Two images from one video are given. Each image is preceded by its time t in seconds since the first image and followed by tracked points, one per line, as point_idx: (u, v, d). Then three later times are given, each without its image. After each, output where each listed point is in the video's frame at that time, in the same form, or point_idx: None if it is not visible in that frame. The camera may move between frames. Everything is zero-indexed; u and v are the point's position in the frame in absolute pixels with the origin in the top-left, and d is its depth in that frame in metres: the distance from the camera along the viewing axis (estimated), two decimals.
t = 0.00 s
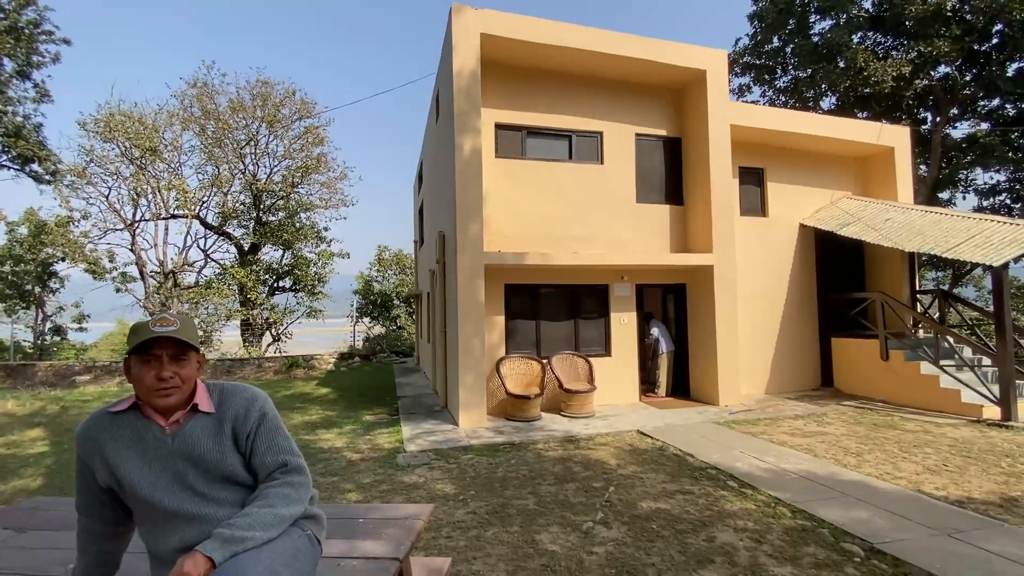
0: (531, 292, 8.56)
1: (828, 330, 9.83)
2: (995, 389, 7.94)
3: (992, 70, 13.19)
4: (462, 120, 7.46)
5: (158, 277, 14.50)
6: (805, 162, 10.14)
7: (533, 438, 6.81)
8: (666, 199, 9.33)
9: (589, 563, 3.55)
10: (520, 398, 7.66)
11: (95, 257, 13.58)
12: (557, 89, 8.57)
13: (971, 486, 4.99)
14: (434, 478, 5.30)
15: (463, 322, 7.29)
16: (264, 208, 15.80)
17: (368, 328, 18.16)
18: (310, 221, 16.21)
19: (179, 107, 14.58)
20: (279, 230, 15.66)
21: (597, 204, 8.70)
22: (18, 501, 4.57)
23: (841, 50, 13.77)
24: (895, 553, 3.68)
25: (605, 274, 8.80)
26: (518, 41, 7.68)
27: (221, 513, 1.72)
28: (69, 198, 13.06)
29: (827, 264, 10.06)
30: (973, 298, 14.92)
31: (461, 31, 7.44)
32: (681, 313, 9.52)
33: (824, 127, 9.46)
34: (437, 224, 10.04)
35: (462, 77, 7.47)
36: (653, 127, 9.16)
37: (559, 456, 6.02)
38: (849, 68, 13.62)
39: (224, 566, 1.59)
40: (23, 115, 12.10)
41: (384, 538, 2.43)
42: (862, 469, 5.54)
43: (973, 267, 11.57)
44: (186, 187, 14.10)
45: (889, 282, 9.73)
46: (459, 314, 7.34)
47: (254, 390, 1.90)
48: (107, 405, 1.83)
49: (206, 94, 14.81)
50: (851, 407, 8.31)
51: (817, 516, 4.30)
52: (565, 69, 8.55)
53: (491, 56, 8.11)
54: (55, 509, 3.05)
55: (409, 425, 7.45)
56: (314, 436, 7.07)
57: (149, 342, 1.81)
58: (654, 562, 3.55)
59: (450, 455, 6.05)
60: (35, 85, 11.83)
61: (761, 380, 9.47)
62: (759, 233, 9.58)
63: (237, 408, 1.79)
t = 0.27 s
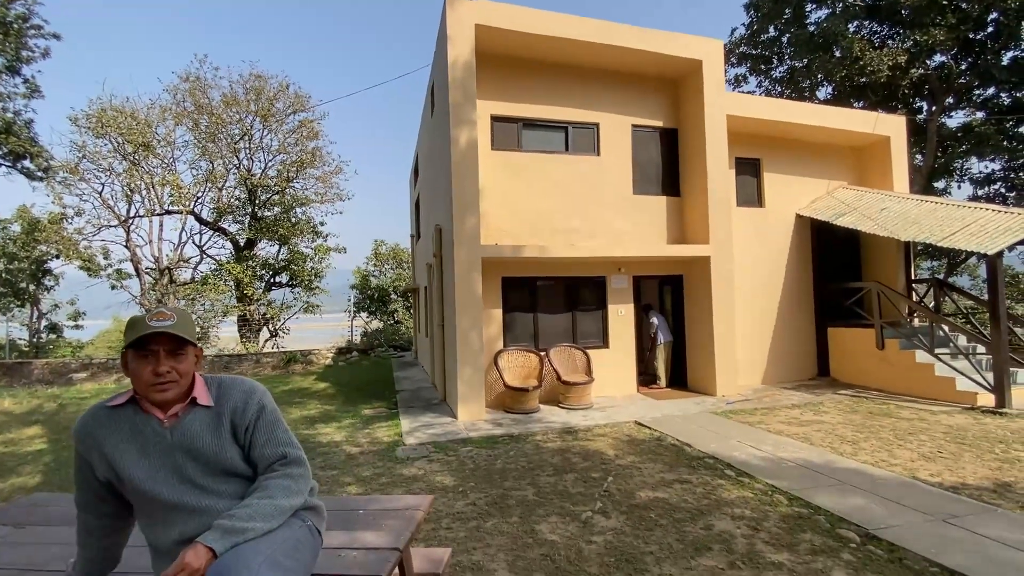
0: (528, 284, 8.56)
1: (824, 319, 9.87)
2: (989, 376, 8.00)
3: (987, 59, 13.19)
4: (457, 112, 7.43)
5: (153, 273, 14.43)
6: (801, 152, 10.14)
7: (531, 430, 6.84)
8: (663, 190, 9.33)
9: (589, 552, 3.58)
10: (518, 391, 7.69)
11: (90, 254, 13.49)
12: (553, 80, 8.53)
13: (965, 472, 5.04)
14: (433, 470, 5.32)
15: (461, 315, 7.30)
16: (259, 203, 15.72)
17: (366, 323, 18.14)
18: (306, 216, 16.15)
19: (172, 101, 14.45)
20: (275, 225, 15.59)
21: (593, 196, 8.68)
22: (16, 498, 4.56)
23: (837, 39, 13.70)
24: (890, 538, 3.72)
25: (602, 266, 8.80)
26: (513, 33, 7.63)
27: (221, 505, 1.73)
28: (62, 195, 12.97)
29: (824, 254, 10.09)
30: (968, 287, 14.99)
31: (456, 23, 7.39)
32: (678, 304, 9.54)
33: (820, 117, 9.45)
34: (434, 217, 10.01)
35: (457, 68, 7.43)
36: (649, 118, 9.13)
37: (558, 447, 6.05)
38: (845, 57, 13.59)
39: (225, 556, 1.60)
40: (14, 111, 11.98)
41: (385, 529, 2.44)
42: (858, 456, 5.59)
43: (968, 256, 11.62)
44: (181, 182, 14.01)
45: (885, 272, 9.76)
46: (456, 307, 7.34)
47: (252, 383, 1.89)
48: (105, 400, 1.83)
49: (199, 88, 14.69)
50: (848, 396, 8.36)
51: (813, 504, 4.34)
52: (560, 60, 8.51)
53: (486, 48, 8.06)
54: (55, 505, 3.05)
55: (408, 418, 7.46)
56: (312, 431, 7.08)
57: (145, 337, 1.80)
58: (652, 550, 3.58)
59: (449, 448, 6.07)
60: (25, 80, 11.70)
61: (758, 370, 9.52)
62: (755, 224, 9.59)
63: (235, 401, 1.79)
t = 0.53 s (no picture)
0: (526, 280, 8.56)
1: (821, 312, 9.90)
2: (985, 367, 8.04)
3: (984, 51, 13.19)
4: (454, 108, 7.41)
5: (151, 272, 14.40)
6: (798, 145, 10.15)
7: (531, 425, 6.86)
8: (660, 185, 9.33)
9: (589, 545, 3.60)
10: (517, 386, 7.71)
11: (86, 253, 13.47)
12: (550, 75, 8.51)
13: (962, 463, 5.08)
14: (434, 466, 5.34)
15: (460, 312, 7.30)
16: (256, 200, 15.68)
17: (364, 320, 18.14)
18: (303, 214, 16.12)
19: (166, 99, 14.37)
20: (272, 223, 15.54)
21: (591, 191, 8.68)
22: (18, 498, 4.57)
23: (834, 32, 13.67)
24: (888, 529, 3.75)
25: (600, 261, 8.81)
26: (510, 27, 7.60)
27: (223, 501, 1.74)
28: (57, 194, 12.92)
29: (821, 247, 10.11)
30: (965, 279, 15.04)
31: (452, 18, 7.36)
32: (676, 298, 9.56)
33: (817, 110, 9.45)
34: (432, 213, 10.00)
35: (453, 64, 7.40)
36: (647, 112, 9.12)
37: (558, 442, 6.08)
38: (842, 50, 13.58)
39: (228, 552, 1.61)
40: (7, 110, 11.91)
41: (386, 524, 2.45)
42: (856, 448, 5.62)
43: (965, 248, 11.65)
44: (177, 181, 13.97)
45: (882, 264, 9.79)
46: (455, 303, 7.34)
47: (253, 381, 1.90)
48: (106, 399, 1.83)
49: (194, 85, 14.62)
50: (845, 388, 8.41)
51: (812, 495, 4.37)
52: (557, 55, 8.49)
53: (482, 43, 8.03)
54: (57, 504, 3.06)
55: (408, 415, 7.48)
56: (313, 428, 7.10)
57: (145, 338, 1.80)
58: (652, 543, 3.61)
59: (449, 444, 6.09)
60: (19, 79, 11.62)
61: (756, 364, 9.55)
62: (753, 218, 9.60)
63: (237, 399, 1.80)
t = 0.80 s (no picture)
0: (523, 282, 8.57)
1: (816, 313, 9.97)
2: (978, 366, 8.10)
3: (974, 53, 13.33)
4: (450, 110, 7.42)
5: (144, 276, 14.32)
6: (791, 147, 10.21)
7: (528, 426, 6.87)
8: (656, 186, 9.36)
9: (587, 546, 3.61)
10: (514, 388, 7.71)
11: (79, 257, 13.39)
12: (545, 77, 8.53)
13: (955, 461, 5.12)
14: (431, 468, 5.33)
15: (456, 314, 7.30)
16: (251, 203, 15.65)
17: (360, 323, 18.10)
18: (298, 216, 16.09)
19: (160, 102, 14.32)
20: (267, 226, 15.49)
21: (587, 192, 8.70)
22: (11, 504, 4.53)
23: (827, 34, 13.73)
24: (882, 527, 3.77)
25: (596, 262, 8.83)
26: (505, 29, 7.63)
27: (221, 505, 1.74)
28: (50, 197, 12.84)
29: (815, 248, 10.17)
30: (957, 278, 15.15)
31: (447, 20, 7.38)
32: (672, 299, 9.59)
33: (811, 111, 9.52)
34: (428, 215, 10.01)
35: (449, 65, 7.41)
36: (641, 114, 9.17)
37: (555, 443, 6.09)
38: (835, 52, 13.69)
39: (226, 555, 1.61)
40: None
41: (384, 526, 2.45)
42: (851, 447, 5.65)
43: (957, 248, 11.75)
44: (171, 183, 13.91)
45: (875, 265, 9.86)
46: (451, 305, 7.34)
47: (250, 383, 1.90)
48: (101, 403, 1.83)
49: (188, 88, 14.57)
50: (840, 388, 8.46)
51: (807, 495, 4.39)
52: (552, 57, 8.52)
53: (478, 45, 8.05)
54: (52, 509, 3.04)
55: (404, 417, 7.47)
56: (309, 431, 7.08)
57: (141, 342, 1.80)
58: (649, 544, 3.62)
59: (446, 446, 6.09)
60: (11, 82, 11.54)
61: (751, 364, 9.59)
62: (748, 219, 9.65)
63: (234, 402, 1.80)
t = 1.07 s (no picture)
0: (508, 292, 8.59)
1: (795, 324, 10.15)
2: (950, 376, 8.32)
3: (943, 74, 13.81)
4: (436, 122, 7.46)
5: (121, 284, 14.03)
6: (771, 162, 10.45)
7: (512, 438, 6.85)
8: (639, 199, 9.49)
9: (571, 558, 3.61)
10: (498, 399, 7.69)
11: (53, 264, 13.09)
12: (531, 91, 8.63)
13: (930, 470, 5.24)
14: (414, 481, 5.29)
15: (441, 324, 7.29)
16: (233, 211, 15.48)
17: (343, 333, 17.92)
18: (281, 224, 15.95)
19: (141, 108, 14.13)
20: (249, 234, 15.30)
21: (572, 204, 8.79)
22: None
23: (804, 54, 14.23)
24: (860, 536, 3.84)
25: (580, 274, 8.90)
26: (491, 43, 7.72)
27: (196, 520, 1.71)
28: (23, 203, 12.56)
29: (794, 261, 10.38)
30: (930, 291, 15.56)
31: (434, 33, 7.44)
32: (655, 310, 9.69)
33: (789, 128, 9.76)
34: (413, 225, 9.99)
35: (435, 78, 7.47)
36: (625, 128, 9.31)
37: (539, 455, 6.08)
38: (812, 71, 14.12)
39: (200, 572, 1.58)
40: None
41: (365, 540, 2.41)
42: (829, 457, 5.76)
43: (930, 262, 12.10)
44: (150, 190, 13.71)
45: (852, 277, 10.09)
46: (436, 316, 7.32)
47: (227, 395, 1.88)
48: (72, 415, 1.79)
49: (170, 94, 14.42)
50: (818, 398, 8.61)
51: (787, 504, 4.45)
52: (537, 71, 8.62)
53: (464, 58, 8.12)
54: (21, 526, 2.96)
55: (387, 429, 7.41)
56: (289, 443, 6.98)
57: (113, 353, 1.77)
58: (633, 555, 3.63)
59: (430, 458, 6.04)
60: None
61: (733, 375, 9.71)
62: (729, 232, 9.82)
63: (211, 413, 1.78)
